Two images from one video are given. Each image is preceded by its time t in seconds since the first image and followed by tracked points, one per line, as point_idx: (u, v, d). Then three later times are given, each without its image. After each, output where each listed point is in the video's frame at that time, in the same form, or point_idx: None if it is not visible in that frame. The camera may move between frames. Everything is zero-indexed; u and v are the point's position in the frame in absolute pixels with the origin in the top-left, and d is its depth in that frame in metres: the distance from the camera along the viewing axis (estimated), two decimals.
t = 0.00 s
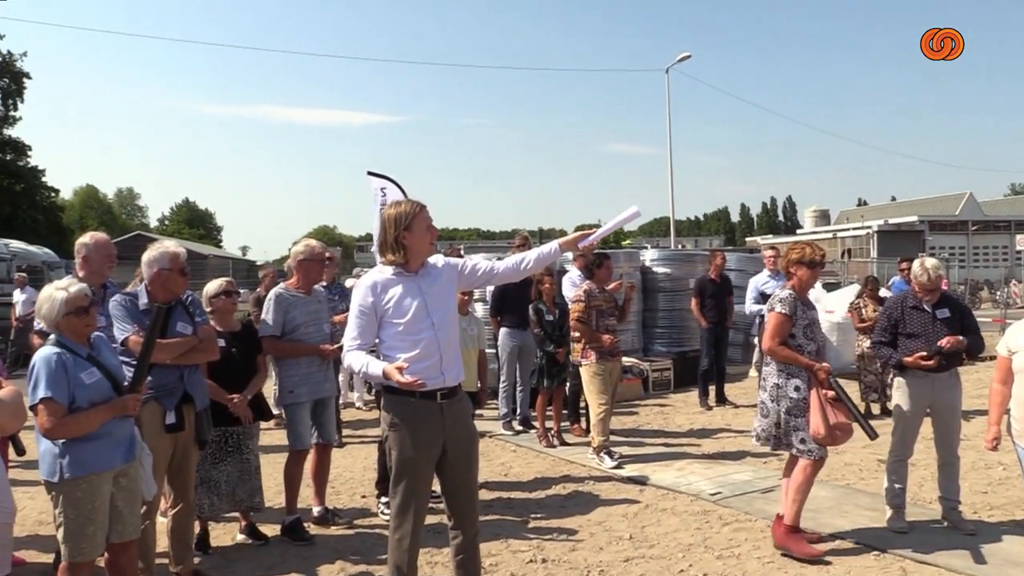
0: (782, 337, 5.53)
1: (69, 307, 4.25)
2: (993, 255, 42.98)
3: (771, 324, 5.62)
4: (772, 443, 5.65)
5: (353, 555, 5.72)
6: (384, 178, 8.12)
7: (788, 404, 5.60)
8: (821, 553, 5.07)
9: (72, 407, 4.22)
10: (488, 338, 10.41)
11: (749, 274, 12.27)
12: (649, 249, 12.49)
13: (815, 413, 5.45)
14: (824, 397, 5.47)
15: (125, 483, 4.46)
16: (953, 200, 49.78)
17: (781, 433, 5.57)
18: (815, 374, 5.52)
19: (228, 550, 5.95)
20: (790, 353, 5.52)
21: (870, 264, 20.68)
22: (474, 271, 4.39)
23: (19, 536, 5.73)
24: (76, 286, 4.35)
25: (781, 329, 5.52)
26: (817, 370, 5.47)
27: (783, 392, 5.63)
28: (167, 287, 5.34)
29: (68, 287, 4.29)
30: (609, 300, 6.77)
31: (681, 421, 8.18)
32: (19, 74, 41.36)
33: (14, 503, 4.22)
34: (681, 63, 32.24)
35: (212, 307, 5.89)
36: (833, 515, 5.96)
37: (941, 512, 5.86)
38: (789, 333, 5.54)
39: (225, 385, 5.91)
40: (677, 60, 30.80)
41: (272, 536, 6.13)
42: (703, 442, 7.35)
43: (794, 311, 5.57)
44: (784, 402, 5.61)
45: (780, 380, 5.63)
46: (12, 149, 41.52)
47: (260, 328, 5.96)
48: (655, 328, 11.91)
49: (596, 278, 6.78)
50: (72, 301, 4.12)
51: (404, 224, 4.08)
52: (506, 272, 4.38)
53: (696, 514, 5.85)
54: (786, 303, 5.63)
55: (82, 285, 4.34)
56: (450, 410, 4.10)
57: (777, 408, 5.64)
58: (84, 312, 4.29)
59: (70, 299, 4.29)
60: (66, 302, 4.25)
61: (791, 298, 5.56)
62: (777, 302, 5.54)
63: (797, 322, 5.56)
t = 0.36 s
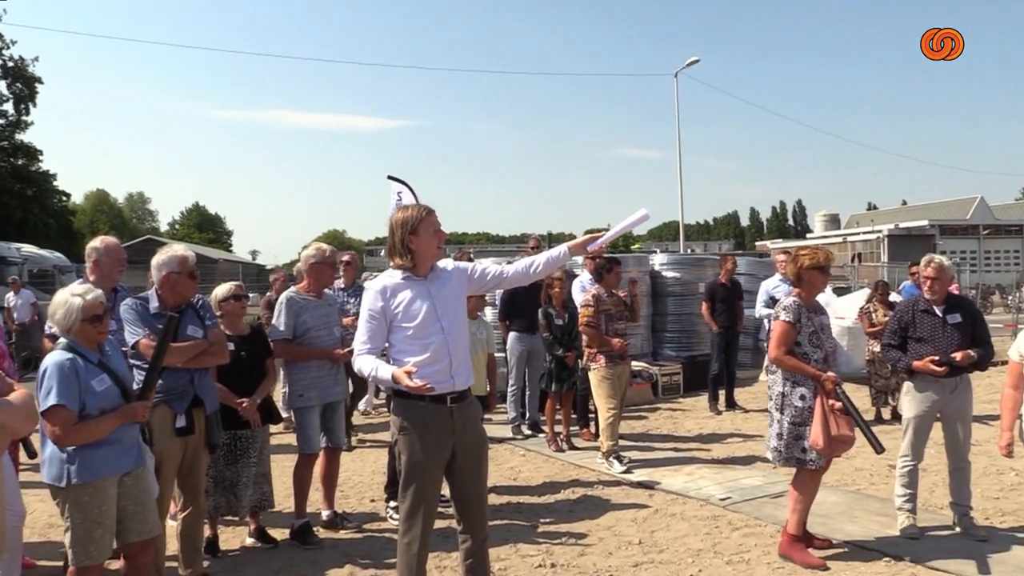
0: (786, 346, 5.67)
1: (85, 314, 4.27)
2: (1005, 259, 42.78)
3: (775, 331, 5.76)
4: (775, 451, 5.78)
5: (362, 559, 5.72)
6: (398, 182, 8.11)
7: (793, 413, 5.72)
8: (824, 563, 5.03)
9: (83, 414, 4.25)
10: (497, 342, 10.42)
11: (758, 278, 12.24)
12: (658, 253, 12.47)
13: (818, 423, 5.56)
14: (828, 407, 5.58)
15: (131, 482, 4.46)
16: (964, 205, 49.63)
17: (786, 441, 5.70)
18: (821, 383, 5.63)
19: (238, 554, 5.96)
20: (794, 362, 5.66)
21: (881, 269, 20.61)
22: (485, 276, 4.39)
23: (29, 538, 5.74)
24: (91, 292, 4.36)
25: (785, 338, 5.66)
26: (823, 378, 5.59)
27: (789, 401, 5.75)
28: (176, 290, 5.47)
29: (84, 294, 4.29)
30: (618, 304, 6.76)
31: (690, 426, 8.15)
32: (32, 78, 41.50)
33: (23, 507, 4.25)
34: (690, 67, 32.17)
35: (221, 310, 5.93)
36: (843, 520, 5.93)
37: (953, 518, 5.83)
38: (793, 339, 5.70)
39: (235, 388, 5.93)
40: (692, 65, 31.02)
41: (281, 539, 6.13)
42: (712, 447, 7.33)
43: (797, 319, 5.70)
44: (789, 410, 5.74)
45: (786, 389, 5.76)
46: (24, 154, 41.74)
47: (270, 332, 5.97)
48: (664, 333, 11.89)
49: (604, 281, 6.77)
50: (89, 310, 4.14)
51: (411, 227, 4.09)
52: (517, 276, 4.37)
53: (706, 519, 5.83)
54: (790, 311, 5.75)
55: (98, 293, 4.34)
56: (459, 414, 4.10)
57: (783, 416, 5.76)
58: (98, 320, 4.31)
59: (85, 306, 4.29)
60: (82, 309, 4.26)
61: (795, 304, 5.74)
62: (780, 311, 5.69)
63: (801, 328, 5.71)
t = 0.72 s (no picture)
0: (795, 352, 5.69)
1: (111, 315, 4.40)
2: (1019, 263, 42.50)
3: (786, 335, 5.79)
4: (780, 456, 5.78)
5: (373, 563, 5.72)
6: (410, 188, 8.18)
7: (799, 420, 5.71)
8: (835, 568, 5.00)
9: (102, 412, 4.38)
10: (508, 345, 10.42)
11: (770, 282, 12.20)
12: (670, 256, 12.45)
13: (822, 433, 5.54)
14: (832, 417, 5.56)
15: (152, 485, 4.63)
16: (978, 209, 49.34)
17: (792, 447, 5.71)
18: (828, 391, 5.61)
19: (249, 557, 5.97)
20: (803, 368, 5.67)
21: (895, 272, 20.50)
22: (498, 280, 4.39)
23: (42, 541, 5.77)
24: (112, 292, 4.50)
25: (793, 344, 5.67)
26: (831, 385, 5.56)
27: (796, 407, 5.75)
28: (188, 293, 5.70)
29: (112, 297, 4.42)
30: (628, 307, 6.75)
31: (702, 430, 8.13)
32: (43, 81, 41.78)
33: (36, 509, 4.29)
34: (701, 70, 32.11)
35: (233, 314, 6.01)
36: (856, 526, 5.90)
37: (967, 523, 5.79)
38: (802, 345, 5.71)
39: (245, 392, 6.00)
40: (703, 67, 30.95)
41: (293, 542, 6.14)
42: (724, 451, 7.31)
43: (807, 323, 5.74)
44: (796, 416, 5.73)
45: (793, 395, 5.75)
46: (38, 158, 41.97)
47: (282, 335, 5.99)
48: (675, 337, 11.88)
49: (614, 285, 6.77)
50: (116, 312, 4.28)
51: (418, 229, 4.12)
52: (529, 280, 4.37)
53: (717, 523, 5.81)
54: (801, 316, 5.77)
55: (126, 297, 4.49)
56: (470, 418, 4.10)
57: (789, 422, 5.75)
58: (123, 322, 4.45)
59: (114, 309, 4.44)
60: (111, 311, 4.41)
61: (807, 310, 5.76)
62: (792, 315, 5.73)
63: (812, 334, 5.72)
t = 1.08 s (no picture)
0: (815, 353, 5.92)
1: (134, 319, 4.85)
2: None
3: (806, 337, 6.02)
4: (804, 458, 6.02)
5: (384, 566, 5.67)
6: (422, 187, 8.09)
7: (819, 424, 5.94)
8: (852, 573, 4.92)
9: (120, 408, 4.83)
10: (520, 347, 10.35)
11: (786, 283, 12.10)
12: (684, 258, 12.36)
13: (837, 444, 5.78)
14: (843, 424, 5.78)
15: (171, 487, 5.06)
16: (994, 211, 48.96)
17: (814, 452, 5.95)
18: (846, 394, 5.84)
19: (259, 560, 5.93)
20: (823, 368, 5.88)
21: (913, 274, 20.33)
22: (506, 285, 4.35)
23: (51, 544, 5.74)
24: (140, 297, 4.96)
25: (814, 345, 5.91)
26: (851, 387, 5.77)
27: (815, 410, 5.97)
28: (198, 294, 5.71)
29: (138, 301, 4.88)
30: (641, 309, 6.68)
31: (716, 433, 8.04)
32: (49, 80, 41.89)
33: (46, 511, 4.28)
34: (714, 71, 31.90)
35: (242, 315, 5.99)
36: (873, 531, 5.82)
37: (986, 529, 5.69)
38: (823, 346, 5.96)
39: (255, 393, 6.00)
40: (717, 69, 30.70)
41: (303, 545, 6.09)
42: (738, 454, 7.22)
43: (828, 325, 5.97)
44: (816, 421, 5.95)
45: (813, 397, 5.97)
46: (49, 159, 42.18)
47: (291, 337, 5.95)
48: (689, 339, 11.78)
49: (626, 287, 6.69)
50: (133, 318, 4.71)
51: (437, 230, 4.05)
52: (537, 286, 4.33)
53: (731, 528, 5.73)
54: (822, 318, 6.01)
55: (150, 302, 4.94)
56: (480, 421, 4.04)
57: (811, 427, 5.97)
58: (143, 327, 4.90)
59: (138, 312, 4.88)
60: (132, 313, 4.84)
61: (827, 313, 6.00)
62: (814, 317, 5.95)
63: (833, 336, 5.97)
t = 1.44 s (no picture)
0: (838, 355, 5.73)
1: (125, 312, 4.72)
2: None
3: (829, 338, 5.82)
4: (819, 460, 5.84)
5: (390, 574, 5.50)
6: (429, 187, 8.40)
7: (839, 426, 5.75)
8: None
9: (118, 413, 4.66)
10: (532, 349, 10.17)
11: (805, 283, 11.86)
12: (700, 258, 12.15)
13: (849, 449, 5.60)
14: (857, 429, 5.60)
15: (171, 492, 4.88)
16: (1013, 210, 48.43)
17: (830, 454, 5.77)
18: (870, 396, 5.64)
19: (263, 567, 5.77)
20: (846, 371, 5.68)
21: (938, 274, 20.01)
22: (508, 290, 4.21)
23: (50, 550, 5.60)
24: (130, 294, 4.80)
25: (837, 347, 5.72)
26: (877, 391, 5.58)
27: (837, 412, 5.78)
28: (198, 294, 5.62)
29: (126, 295, 4.74)
30: (658, 309, 6.48)
31: (733, 438, 7.83)
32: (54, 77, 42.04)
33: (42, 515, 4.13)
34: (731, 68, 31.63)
35: (246, 316, 5.85)
36: (896, 540, 5.61)
37: (1015, 539, 5.48)
38: (846, 347, 5.76)
39: (258, 396, 5.85)
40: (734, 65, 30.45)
41: (308, 552, 5.93)
42: (756, 460, 7.01)
43: (852, 326, 5.77)
44: (836, 422, 5.77)
45: (835, 400, 5.78)
46: (50, 156, 42.35)
47: (295, 339, 5.79)
48: (705, 340, 11.57)
49: (641, 286, 6.49)
50: (125, 309, 4.57)
51: (448, 230, 3.91)
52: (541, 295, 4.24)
53: (750, 537, 5.53)
54: (845, 318, 5.82)
55: (139, 295, 4.80)
56: (487, 427, 3.87)
57: (830, 429, 5.79)
58: (136, 321, 4.75)
59: (127, 306, 4.76)
60: (122, 311, 4.69)
61: (852, 313, 5.80)
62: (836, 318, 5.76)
63: (857, 337, 5.77)
